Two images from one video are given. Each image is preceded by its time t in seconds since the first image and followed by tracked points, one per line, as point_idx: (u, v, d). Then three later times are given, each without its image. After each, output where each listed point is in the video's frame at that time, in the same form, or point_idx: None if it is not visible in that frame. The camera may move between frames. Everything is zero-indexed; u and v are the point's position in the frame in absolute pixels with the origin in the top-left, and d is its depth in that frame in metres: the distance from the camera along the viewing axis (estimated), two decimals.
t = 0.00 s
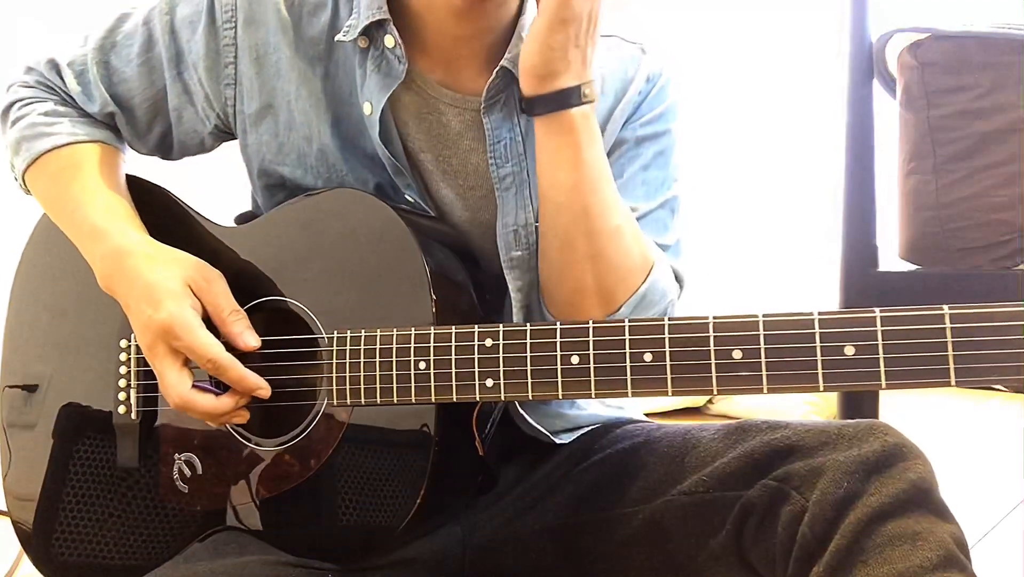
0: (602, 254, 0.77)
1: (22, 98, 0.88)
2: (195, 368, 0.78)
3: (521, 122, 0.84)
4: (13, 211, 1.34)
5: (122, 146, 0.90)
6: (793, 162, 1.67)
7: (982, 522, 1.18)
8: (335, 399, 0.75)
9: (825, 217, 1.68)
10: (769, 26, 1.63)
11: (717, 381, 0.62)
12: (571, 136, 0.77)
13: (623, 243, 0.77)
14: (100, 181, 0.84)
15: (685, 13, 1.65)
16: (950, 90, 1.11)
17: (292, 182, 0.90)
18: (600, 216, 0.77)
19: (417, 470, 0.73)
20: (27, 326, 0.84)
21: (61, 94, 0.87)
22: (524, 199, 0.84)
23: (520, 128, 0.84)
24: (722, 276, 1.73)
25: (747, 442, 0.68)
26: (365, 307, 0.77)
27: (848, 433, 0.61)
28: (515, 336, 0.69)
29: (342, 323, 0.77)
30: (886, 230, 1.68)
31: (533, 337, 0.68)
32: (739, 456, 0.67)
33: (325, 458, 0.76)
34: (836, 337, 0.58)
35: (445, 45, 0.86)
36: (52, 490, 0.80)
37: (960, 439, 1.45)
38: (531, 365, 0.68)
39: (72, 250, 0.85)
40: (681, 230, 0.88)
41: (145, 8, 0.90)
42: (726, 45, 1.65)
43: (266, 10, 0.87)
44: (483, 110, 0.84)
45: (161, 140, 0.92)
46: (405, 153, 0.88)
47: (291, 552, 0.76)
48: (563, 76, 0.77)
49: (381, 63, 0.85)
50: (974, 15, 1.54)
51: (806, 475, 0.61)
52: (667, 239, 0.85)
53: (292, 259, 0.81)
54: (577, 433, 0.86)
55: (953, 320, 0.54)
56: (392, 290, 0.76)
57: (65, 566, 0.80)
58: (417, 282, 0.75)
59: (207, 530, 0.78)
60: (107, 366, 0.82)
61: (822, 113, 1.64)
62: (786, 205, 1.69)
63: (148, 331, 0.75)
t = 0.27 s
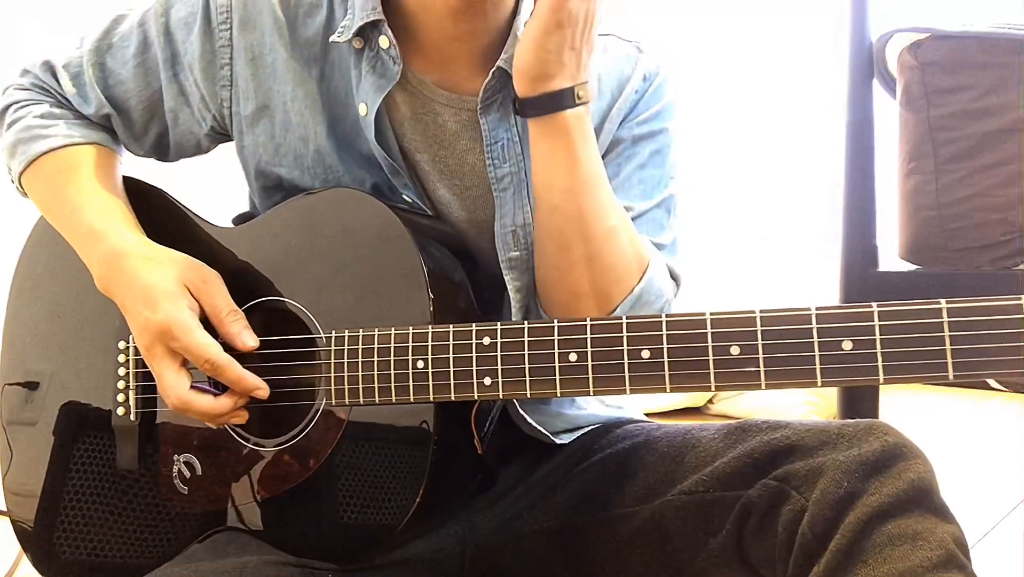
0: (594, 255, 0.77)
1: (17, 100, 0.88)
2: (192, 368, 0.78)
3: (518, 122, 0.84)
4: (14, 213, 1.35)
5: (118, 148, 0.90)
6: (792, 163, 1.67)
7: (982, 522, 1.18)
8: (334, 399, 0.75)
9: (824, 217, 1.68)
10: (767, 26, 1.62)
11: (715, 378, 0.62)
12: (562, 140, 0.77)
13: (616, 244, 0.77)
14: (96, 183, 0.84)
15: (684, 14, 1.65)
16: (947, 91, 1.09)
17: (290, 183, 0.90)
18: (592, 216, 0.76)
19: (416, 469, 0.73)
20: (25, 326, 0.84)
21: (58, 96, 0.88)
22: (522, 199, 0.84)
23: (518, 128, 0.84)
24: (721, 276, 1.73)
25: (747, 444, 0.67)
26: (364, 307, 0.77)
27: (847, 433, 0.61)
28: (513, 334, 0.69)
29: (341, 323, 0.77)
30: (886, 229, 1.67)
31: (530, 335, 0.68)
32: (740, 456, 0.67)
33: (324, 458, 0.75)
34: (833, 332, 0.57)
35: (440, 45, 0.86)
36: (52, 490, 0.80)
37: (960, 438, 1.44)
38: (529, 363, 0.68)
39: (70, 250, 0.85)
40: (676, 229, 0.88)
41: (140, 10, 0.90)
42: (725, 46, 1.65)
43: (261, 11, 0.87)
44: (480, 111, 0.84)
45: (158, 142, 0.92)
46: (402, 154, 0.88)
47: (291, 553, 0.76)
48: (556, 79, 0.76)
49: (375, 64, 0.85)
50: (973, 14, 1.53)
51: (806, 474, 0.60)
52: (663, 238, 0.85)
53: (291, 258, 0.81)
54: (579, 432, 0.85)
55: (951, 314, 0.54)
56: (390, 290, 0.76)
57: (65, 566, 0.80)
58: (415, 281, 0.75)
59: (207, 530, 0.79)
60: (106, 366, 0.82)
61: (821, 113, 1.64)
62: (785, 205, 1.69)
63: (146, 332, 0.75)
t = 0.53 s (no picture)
0: (586, 253, 0.77)
1: (12, 102, 0.88)
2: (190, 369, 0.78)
3: (512, 122, 0.84)
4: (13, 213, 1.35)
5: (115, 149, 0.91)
6: (790, 164, 1.67)
7: (982, 521, 1.18)
8: (333, 398, 0.75)
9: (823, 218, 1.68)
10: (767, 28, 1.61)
11: (713, 373, 0.62)
12: (556, 136, 0.77)
13: (607, 243, 0.77)
14: (92, 185, 0.84)
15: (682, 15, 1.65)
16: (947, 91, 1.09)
17: (287, 181, 0.90)
18: (584, 215, 0.77)
19: (415, 468, 0.73)
20: (23, 326, 0.84)
21: (54, 98, 0.88)
22: (514, 198, 0.83)
23: (511, 127, 0.84)
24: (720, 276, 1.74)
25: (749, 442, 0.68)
26: (362, 306, 0.77)
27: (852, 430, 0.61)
28: (511, 332, 0.69)
29: (339, 322, 0.77)
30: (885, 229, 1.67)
31: (528, 333, 0.68)
32: (741, 455, 0.66)
33: (324, 457, 0.75)
34: (830, 327, 0.57)
35: (436, 44, 0.85)
36: (51, 490, 0.80)
37: (960, 438, 1.44)
38: (527, 360, 0.68)
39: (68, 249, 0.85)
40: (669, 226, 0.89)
41: (136, 10, 0.90)
42: (724, 46, 1.64)
43: (256, 10, 0.87)
44: (473, 112, 0.84)
45: (155, 142, 0.93)
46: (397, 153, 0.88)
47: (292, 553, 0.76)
48: (550, 72, 0.76)
49: (370, 64, 0.85)
50: (972, 15, 1.53)
51: (808, 473, 0.60)
52: (653, 238, 0.86)
53: (290, 259, 0.81)
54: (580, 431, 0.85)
55: (948, 307, 0.54)
56: (388, 288, 0.76)
57: (64, 566, 0.79)
58: (413, 279, 0.76)
59: (206, 531, 0.78)
60: (105, 366, 0.82)
61: (820, 113, 1.64)
62: (784, 206, 1.69)
63: (144, 333, 0.75)
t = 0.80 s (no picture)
0: (576, 263, 0.77)
1: (11, 103, 0.88)
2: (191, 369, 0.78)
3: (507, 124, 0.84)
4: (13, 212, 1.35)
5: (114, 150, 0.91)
6: (789, 164, 1.68)
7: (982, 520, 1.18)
8: (334, 397, 0.75)
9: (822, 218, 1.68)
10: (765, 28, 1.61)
11: (713, 372, 0.62)
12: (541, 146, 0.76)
13: (598, 250, 0.77)
14: (91, 185, 0.84)
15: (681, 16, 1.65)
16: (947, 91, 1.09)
17: (287, 180, 0.90)
18: (572, 225, 0.76)
19: (415, 468, 0.73)
20: (23, 326, 0.84)
21: (53, 100, 0.88)
22: (510, 200, 0.83)
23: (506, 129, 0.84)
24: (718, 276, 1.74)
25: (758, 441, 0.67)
26: (361, 305, 0.77)
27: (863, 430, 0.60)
28: (511, 332, 0.69)
29: (338, 322, 0.77)
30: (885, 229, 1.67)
31: (528, 332, 0.68)
32: (750, 453, 0.66)
33: (324, 457, 0.75)
34: (829, 326, 0.57)
35: (431, 44, 0.86)
36: (52, 490, 0.80)
37: (960, 437, 1.45)
38: (527, 360, 0.68)
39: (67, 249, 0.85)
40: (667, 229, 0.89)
41: (133, 10, 0.90)
42: (723, 46, 1.64)
43: (253, 9, 0.87)
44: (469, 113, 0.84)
45: (153, 142, 0.93)
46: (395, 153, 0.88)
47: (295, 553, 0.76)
48: (534, 85, 0.76)
49: (367, 64, 0.85)
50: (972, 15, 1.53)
51: (818, 469, 0.60)
52: (652, 242, 0.86)
53: (291, 258, 0.81)
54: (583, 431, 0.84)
55: (948, 306, 0.54)
56: (388, 288, 0.76)
57: (65, 565, 0.79)
58: (413, 280, 0.76)
59: (207, 531, 0.78)
60: (105, 366, 0.82)
61: (820, 113, 1.64)
62: (783, 206, 1.70)
63: (145, 333, 0.75)
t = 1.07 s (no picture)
0: (564, 254, 0.76)
1: (8, 103, 0.88)
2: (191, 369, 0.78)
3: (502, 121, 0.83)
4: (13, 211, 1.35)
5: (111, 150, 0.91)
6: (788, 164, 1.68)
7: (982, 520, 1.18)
8: (333, 398, 0.75)
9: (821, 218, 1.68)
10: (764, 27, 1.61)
11: (712, 372, 0.62)
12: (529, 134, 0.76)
13: (586, 242, 0.76)
14: (89, 185, 0.84)
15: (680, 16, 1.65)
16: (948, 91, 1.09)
17: (286, 179, 0.90)
18: (560, 216, 0.75)
19: (415, 468, 0.73)
20: (21, 326, 0.84)
21: (50, 100, 0.88)
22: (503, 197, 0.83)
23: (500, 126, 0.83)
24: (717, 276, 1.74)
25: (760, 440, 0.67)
26: (360, 305, 0.77)
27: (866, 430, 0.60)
28: (510, 332, 0.69)
29: (337, 322, 0.77)
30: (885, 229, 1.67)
31: (528, 333, 0.68)
32: (752, 452, 0.66)
33: (324, 457, 0.75)
34: (828, 326, 0.57)
35: (428, 43, 0.86)
36: (51, 488, 0.80)
37: (960, 437, 1.44)
38: (526, 360, 0.68)
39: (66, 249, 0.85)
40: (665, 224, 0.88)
41: (131, 10, 0.90)
42: (722, 46, 1.64)
43: (251, 8, 0.87)
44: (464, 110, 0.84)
45: (151, 142, 0.93)
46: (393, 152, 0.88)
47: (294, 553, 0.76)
48: (520, 72, 0.76)
49: (364, 63, 0.85)
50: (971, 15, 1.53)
51: (821, 466, 0.60)
52: (647, 236, 0.85)
53: (291, 258, 0.81)
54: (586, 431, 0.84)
55: (947, 306, 0.54)
56: (387, 289, 0.76)
57: (64, 564, 0.79)
58: (412, 281, 0.75)
59: (207, 531, 0.78)
60: (104, 366, 0.82)
61: (819, 113, 1.64)
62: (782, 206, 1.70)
63: (144, 334, 0.75)
